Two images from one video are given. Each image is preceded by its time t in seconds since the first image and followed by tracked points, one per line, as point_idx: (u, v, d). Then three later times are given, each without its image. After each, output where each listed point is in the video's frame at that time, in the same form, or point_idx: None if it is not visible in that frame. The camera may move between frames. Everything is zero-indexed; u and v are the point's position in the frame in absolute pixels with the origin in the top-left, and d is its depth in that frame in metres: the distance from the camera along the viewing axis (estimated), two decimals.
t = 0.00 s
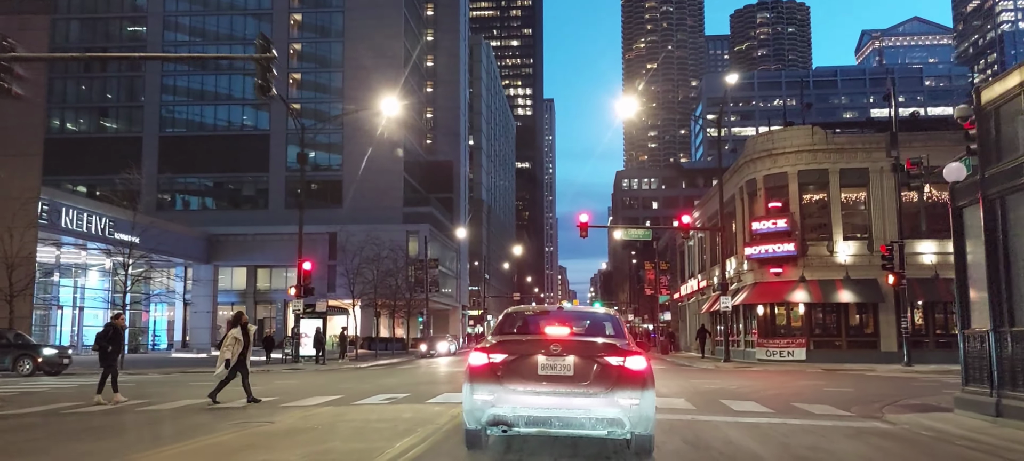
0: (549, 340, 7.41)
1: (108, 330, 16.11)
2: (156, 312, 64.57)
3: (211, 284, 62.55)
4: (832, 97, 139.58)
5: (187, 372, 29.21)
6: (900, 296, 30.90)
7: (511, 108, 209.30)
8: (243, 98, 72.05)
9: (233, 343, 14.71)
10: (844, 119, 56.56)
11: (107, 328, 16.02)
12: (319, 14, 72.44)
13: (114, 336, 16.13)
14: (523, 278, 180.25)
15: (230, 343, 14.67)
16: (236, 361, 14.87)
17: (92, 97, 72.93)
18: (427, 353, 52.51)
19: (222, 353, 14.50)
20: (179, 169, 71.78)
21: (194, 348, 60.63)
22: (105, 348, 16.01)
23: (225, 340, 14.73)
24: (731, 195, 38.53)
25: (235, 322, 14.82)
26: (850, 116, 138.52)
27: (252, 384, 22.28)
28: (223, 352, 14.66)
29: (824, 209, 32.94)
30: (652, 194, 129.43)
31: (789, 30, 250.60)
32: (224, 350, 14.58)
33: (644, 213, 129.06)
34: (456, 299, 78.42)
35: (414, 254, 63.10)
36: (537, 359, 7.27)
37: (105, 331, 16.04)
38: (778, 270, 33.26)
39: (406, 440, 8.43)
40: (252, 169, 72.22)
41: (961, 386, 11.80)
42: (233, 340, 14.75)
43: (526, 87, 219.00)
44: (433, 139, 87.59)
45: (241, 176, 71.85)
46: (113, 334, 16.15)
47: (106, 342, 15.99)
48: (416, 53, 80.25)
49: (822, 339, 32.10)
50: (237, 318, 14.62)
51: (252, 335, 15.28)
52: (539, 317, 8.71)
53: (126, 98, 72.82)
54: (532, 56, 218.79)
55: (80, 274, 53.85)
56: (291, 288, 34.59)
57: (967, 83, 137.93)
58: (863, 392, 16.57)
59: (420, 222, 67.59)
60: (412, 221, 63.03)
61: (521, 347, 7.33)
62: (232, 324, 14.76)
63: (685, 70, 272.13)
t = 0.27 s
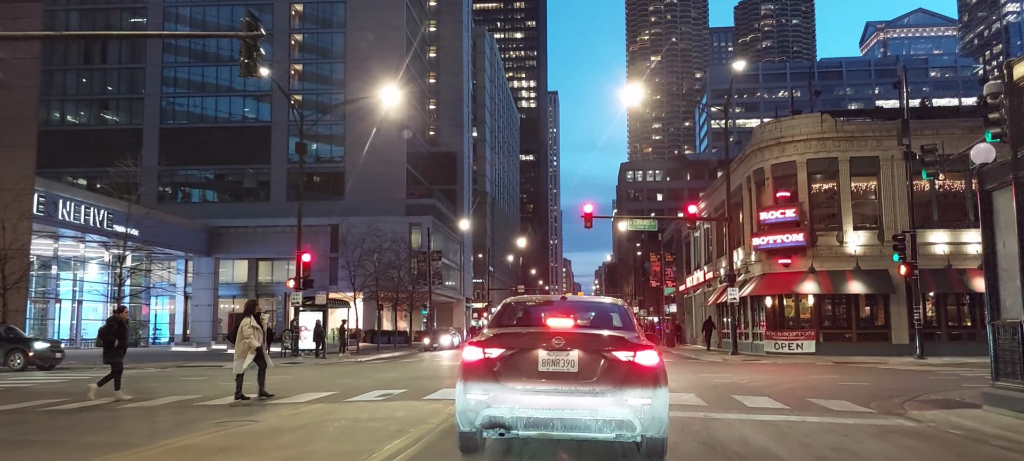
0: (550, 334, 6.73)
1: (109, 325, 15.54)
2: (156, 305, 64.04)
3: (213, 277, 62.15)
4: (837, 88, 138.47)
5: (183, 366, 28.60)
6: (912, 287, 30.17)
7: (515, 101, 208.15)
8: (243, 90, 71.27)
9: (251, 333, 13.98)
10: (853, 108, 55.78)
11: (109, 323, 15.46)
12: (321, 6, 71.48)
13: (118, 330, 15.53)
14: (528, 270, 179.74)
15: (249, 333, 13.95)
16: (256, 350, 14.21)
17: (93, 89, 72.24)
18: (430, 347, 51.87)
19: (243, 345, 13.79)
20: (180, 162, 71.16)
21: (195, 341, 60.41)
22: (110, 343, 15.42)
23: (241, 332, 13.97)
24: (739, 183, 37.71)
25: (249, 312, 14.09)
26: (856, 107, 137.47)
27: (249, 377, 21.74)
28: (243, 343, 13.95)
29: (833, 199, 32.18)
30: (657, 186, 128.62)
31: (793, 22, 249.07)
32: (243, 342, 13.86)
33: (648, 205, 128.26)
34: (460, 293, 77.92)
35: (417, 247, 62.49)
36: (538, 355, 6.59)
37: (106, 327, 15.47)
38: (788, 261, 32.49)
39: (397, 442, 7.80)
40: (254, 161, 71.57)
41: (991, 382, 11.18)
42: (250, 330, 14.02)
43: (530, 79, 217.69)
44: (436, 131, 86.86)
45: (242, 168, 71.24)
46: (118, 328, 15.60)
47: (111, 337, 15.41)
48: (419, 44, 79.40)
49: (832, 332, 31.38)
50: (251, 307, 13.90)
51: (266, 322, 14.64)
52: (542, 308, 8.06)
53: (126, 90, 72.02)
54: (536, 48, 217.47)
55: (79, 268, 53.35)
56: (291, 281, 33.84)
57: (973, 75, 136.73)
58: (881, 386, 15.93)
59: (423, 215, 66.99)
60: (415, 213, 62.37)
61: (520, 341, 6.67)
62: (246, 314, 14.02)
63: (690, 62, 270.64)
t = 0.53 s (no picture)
0: (551, 329, 6.14)
1: (116, 320, 14.59)
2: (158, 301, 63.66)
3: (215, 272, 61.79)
4: (843, 81, 137.48)
5: (181, 362, 28.06)
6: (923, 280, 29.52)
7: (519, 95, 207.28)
8: (243, 84, 70.57)
9: (270, 328, 13.08)
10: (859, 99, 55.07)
11: (117, 317, 14.53)
12: None
13: (126, 324, 14.63)
14: (531, 265, 179.28)
15: (267, 329, 13.06)
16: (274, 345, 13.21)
17: (93, 83, 71.60)
18: (433, 342, 51.36)
19: (261, 344, 12.97)
20: (181, 157, 70.66)
21: (197, 337, 60.05)
22: (119, 338, 14.53)
23: (258, 328, 13.07)
24: (746, 175, 37.06)
25: (267, 306, 13.14)
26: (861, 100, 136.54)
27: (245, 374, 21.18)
28: (261, 340, 13.05)
29: (842, 190, 31.52)
30: (661, 180, 127.87)
31: (798, 14, 247.67)
32: (261, 340, 13.02)
33: (652, 199, 127.54)
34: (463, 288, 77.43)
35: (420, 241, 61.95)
36: (539, 353, 6.00)
37: (114, 321, 14.56)
38: (796, 253, 31.83)
39: (387, 446, 7.21)
40: (256, 155, 70.98)
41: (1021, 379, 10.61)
42: (268, 325, 13.11)
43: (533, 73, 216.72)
44: (438, 125, 86.18)
45: (244, 162, 70.71)
46: (125, 321, 14.69)
47: (123, 330, 14.57)
48: (421, 37, 78.73)
49: (841, 326, 30.75)
50: (270, 304, 12.99)
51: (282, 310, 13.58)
52: (543, 300, 7.47)
53: (127, 84, 71.31)
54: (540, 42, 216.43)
55: (79, 263, 52.70)
56: (290, 276, 33.27)
57: (980, 67, 135.71)
58: (896, 382, 15.30)
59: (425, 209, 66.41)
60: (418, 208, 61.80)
61: (518, 336, 6.09)
62: (264, 309, 13.08)
63: (693, 55, 269.37)
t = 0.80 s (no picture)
0: (552, 326, 5.64)
1: (133, 315, 13.99)
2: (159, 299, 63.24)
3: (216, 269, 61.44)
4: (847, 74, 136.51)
5: (178, 361, 27.63)
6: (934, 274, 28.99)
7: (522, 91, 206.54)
8: (244, 81, 70.06)
9: (287, 326, 12.49)
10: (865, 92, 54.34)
11: (133, 314, 13.93)
12: None
13: (142, 320, 13.99)
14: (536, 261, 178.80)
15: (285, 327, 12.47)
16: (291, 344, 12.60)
17: (94, 81, 71.19)
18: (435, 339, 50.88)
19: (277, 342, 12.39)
20: (183, 154, 70.24)
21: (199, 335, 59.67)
22: (132, 336, 13.85)
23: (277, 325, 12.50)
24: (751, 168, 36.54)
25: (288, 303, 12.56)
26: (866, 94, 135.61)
27: (243, 373, 20.74)
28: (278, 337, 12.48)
29: (850, 183, 30.96)
30: (665, 175, 127.22)
31: (802, 8, 246.37)
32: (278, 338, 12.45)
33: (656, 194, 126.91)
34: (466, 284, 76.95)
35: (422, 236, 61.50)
36: (539, 352, 5.50)
37: (130, 318, 13.97)
38: (803, 247, 31.27)
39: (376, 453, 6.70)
40: (257, 152, 70.53)
41: None
42: (287, 323, 12.54)
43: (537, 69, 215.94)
44: (440, 121, 85.63)
45: (246, 159, 70.27)
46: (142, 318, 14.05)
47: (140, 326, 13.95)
48: (423, 32, 78.15)
49: (850, 321, 30.18)
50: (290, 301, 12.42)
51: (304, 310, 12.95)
52: (544, 294, 6.98)
53: (127, 82, 70.86)
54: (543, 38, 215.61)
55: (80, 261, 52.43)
56: (289, 273, 32.76)
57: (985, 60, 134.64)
58: (911, 379, 14.77)
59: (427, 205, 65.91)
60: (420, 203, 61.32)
61: (516, 335, 5.58)
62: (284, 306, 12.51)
63: (697, 50, 268.25)
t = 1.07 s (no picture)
0: (550, 325, 5.31)
1: (144, 315, 13.51)
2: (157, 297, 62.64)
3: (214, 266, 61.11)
4: (848, 71, 136.10)
5: (174, 359, 27.28)
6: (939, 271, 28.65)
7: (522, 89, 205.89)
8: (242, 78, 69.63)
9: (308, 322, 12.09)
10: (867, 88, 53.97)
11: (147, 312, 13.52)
12: None
13: (153, 320, 13.52)
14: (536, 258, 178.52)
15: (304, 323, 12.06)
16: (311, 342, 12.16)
17: (92, 79, 70.85)
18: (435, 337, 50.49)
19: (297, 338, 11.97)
20: (181, 151, 69.82)
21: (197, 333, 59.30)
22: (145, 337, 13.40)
23: (297, 321, 12.11)
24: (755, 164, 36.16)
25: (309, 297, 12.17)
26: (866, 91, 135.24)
27: (239, 373, 20.38)
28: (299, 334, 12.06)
29: (853, 179, 30.62)
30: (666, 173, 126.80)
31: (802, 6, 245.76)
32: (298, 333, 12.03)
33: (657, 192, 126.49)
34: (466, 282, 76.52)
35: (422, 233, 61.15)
36: (535, 351, 5.16)
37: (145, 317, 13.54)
38: (806, 244, 30.91)
39: (365, 458, 6.35)
40: (256, 150, 70.11)
41: None
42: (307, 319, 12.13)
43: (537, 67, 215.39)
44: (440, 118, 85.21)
45: (245, 157, 69.85)
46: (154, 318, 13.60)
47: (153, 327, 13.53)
48: (422, 30, 77.75)
49: (854, 318, 29.80)
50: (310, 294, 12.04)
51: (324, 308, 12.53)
52: (543, 291, 6.64)
53: (126, 79, 70.50)
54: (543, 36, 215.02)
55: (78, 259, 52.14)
56: (286, 270, 32.37)
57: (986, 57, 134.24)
58: (919, 378, 14.42)
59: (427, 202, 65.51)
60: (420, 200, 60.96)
61: (511, 333, 5.25)
62: (304, 300, 12.13)
63: (698, 47, 267.64)
